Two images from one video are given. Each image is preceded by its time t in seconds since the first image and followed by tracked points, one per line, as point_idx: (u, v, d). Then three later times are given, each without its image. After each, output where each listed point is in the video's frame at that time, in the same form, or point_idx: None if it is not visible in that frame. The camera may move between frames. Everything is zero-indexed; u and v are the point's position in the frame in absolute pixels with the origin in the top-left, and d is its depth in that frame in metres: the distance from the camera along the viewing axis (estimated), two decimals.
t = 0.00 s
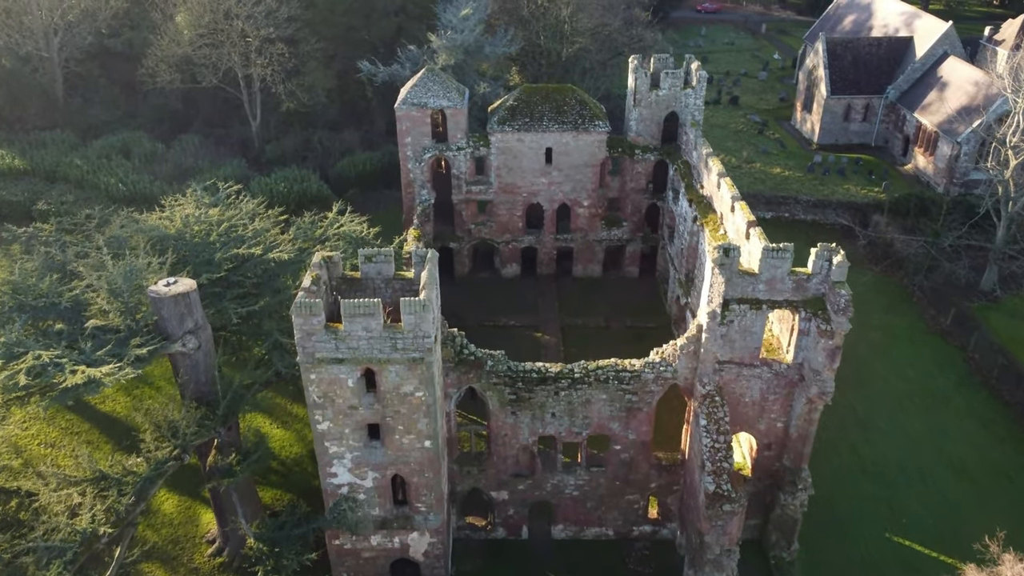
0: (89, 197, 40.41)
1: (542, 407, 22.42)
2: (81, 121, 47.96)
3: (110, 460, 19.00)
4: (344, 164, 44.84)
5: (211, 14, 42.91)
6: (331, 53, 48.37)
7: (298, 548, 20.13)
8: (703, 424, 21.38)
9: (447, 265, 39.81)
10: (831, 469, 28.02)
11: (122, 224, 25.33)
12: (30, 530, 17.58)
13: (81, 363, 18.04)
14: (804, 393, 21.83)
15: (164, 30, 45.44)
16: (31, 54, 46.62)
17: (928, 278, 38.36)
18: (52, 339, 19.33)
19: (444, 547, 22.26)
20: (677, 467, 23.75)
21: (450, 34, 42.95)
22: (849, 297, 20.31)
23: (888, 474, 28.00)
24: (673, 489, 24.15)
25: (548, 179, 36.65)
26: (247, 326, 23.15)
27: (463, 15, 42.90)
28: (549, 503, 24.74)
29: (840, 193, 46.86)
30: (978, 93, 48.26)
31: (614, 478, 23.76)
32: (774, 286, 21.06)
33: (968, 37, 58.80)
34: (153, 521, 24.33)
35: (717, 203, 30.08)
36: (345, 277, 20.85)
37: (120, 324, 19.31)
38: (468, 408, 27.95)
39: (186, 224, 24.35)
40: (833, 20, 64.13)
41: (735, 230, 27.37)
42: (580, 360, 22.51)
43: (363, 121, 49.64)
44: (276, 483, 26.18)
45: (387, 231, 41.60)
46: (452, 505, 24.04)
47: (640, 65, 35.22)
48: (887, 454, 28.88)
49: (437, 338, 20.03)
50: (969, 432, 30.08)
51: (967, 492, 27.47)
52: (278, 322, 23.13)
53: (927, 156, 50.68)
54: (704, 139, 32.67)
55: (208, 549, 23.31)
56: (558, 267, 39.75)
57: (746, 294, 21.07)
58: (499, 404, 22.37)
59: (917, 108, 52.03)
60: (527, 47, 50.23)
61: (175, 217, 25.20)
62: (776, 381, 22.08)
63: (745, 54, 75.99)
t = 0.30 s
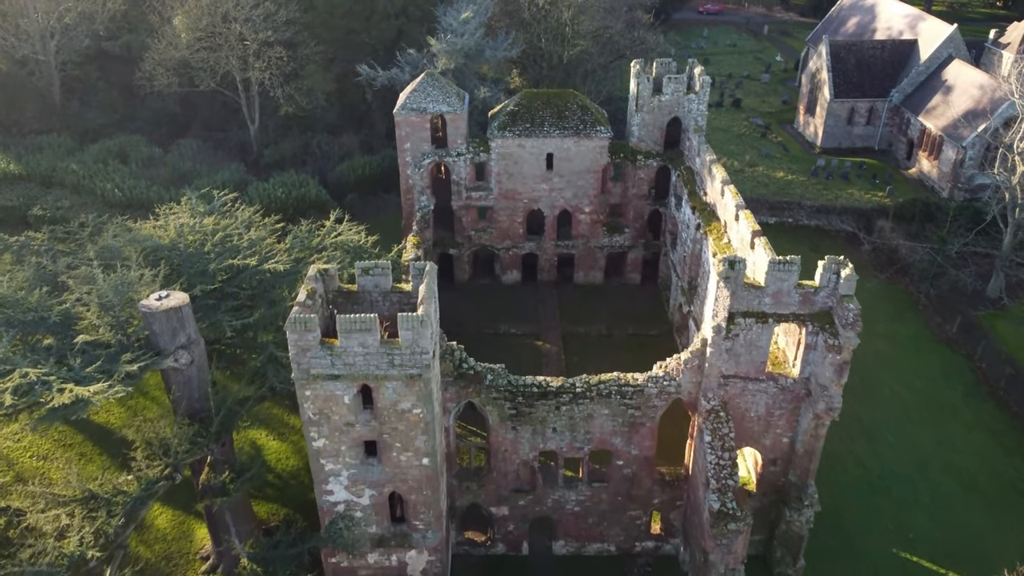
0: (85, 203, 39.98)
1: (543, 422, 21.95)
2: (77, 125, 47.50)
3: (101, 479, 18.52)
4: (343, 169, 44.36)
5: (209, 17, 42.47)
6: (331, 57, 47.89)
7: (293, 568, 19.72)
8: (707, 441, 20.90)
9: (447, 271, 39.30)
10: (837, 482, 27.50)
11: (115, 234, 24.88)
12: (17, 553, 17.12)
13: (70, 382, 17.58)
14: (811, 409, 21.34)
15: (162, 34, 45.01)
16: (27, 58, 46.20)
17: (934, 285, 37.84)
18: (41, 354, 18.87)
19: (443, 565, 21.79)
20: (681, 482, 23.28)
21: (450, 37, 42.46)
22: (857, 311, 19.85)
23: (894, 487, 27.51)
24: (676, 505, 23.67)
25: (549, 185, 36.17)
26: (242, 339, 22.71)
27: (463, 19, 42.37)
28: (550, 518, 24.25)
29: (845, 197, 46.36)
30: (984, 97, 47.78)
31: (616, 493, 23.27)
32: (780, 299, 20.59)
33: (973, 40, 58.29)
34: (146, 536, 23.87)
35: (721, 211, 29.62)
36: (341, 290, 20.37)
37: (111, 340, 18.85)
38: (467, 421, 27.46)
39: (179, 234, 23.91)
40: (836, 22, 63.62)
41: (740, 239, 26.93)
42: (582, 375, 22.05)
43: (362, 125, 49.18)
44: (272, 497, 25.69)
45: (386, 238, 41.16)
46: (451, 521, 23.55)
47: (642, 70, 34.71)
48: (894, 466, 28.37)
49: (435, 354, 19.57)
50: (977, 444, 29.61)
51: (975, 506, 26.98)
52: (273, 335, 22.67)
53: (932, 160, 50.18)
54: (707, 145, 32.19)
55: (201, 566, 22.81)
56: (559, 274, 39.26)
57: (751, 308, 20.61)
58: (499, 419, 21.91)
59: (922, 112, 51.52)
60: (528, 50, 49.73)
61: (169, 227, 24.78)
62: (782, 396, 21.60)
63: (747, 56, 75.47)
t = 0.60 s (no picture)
0: (89, 207, 39.65)
1: (550, 438, 21.45)
2: (82, 127, 47.23)
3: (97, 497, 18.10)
4: (348, 173, 43.93)
5: (215, 20, 42.15)
6: (337, 60, 47.49)
7: None
8: (719, 459, 20.34)
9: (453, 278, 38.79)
10: (850, 499, 26.89)
11: (116, 243, 24.50)
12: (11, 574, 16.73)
13: (66, 398, 17.19)
14: (825, 427, 20.76)
15: (167, 37, 44.68)
16: (33, 60, 45.96)
17: (948, 295, 37.19)
18: (37, 369, 18.48)
19: None
20: (691, 500, 22.73)
21: (458, 42, 41.97)
22: (874, 328, 19.25)
23: (909, 504, 26.86)
24: (686, 522, 23.13)
25: (557, 192, 35.67)
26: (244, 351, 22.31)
27: (471, 22, 41.90)
28: (557, 535, 23.74)
29: (857, 204, 45.69)
30: (999, 102, 47.10)
31: (625, 510, 22.74)
32: (794, 315, 20.03)
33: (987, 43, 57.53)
34: (146, 549, 23.44)
35: (732, 220, 29.07)
36: (344, 303, 19.92)
37: (109, 353, 18.45)
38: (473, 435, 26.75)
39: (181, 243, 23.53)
40: (848, 25, 62.90)
41: (752, 249, 26.37)
42: (591, 390, 21.55)
43: (369, 128, 48.78)
44: (274, 510, 25.19)
45: (392, 243, 40.74)
46: (456, 537, 23.06)
47: (652, 75, 34.14)
48: (908, 482, 27.76)
49: (440, 369, 19.09)
50: (994, 459, 28.95)
51: (993, 524, 26.33)
52: (275, 347, 22.24)
53: (946, 166, 49.48)
54: (718, 152, 31.64)
55: None
56: (567, 281, 38.74)
57: (765, 323, 20.08)
58: (505, 434, 21.43)
59: (936, 117, 50.81)
60: (537, 53, 49.23)
61: (171, 236, 24.40)
62: (796, 414, 21.04)
63: (757, 58, 74.78)
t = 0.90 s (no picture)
0: (85, 212, 39.15)
1: (552, 454, 20.95)
2: (80, 131, 46.74)
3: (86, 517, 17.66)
4: (347, 178, 43.43)
5: (213, 22, 41.71)
6: (337, 63, 47.00)
7: None
8: (724, 478, 19.83)
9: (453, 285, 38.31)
10: (859, 512, 26.34)
11: (110, 253, 24.04)
12: None
13: (54, 418, 16.80)
14: (834, 444, 20.24)
15: (166, 40, 44.23)
16: (30, 62, 45.50)
17: (956, 303, 36.65)
18: (24, 386, 18.00)
19: None
20: (695, 518, 22.23)
21: (458, 45, 41.49)
22: (885, 344, 18.72)
23: (918, 518, 26.31)
24: (690, 540, 22.62)
25: (558, 198, 35.17)
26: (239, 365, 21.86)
27: (472, 25, 41.41)
28: (558, 552, 23.24)
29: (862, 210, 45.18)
30: (1006, 106, 46.59)
31: (627, 528, 22.23)
32: (802, 329, 19.53)
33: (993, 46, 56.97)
34: (138, 566, 22.98)
35: (737, 228, 28.57)
36: (341, 317, 19.43)
37: (99, 370, 18.08)
38: (472, 449, 25.97)
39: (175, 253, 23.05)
40: (852, 27, 62.35)
41: (758, 259, 25.94)
42: (593, 406, 21.03)
43: (369, 132, 48.28)
44: (270, 525, 24.63)
45: (391, 250, 40.27)
46: (456, 554, 22.55)
47: (656, 80, 33.65)
48: (916, 496, 27.21)
49: (439, 386, 18.61)
50: (1003, 472, 28.39)
51: (1004, 540, 25.77)
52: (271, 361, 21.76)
53: (952, 170, 48.93)
54: (723, 159, 31.14)
55: None
56: (568, 288, 38.24)
57: (772, 338, 19.58)
58: (506, 450, 20.94)
59: (942, 121, 50.26)
60: (539, 57, 48.72)
61: (166, 247, 23.95)
62: (804, 431, 20.52)
63: (760, 60, 74.25)
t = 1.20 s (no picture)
0: (78, 219, 38.59)
1: (552, 472, 20.43)
2: (74, 136, 46.18)
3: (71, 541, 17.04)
4: (345, 183, 42.91)
5: (208, 26, 41.25)
6: (334, 66, 46.46)
7: None
8: (729, 497, 19.30)
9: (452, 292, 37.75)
10: (865, 528, 25.86)
11: (100, 264, 23.54)
12: None
13: (38, 441, 16.29)
14: (841, 462, 19.72)
15: (161, 43, 43.70)
16: (24, 66, 44.95)
17: (961, 311, 36.16)
18: (9, 405, 17.46)
19: None
20: (699, 536, 21.73)
21: (457, 49, 40.97)
22: (894, 361, 18.19)
23: (927, 534, 25.82)
24: (693, 558, 22.10)
25: (558, 205, 34.66)
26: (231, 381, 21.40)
27: (470, 29, 40.90)
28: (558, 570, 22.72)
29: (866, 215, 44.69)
30: (1011, 110, 46.14)
31: (629, 546, 21.71)
32: (809, 345, 19.03)
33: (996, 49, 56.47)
34: None
35: (740, 237, 28.07)
36: (335, 333, 18.91)
37: (86, 389, 17.56)
38: (470, 462, 24.77)
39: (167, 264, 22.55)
40: (854, 29, 61.83)
41: (762, 270, 25.50)
42: (594, 422, 20.49)
43: (367, 136, 47.74)
44: (264, 541, 24.05)
45: (389, 257, 39.77)
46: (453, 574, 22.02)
47: (657, 85, 33.16)
48: (922, 510, 26.71)
49: (435, 404, 18.10)
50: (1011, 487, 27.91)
51: (1012, 557, 25.28)
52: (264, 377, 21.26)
53: (955, 174, 48.44)
54: (725, 165, 30.64)
55: None
56: (568, 295, 37.73)
57: (778, 354, 19.09)
58: (504, 468, 20.44)
59: (945, 124, 49.77)
60: (538, 60, 48.19)
61: (157, 257, 23.44)
62: (810, 448, 20.02)
63: (761, 62, 73.72)
